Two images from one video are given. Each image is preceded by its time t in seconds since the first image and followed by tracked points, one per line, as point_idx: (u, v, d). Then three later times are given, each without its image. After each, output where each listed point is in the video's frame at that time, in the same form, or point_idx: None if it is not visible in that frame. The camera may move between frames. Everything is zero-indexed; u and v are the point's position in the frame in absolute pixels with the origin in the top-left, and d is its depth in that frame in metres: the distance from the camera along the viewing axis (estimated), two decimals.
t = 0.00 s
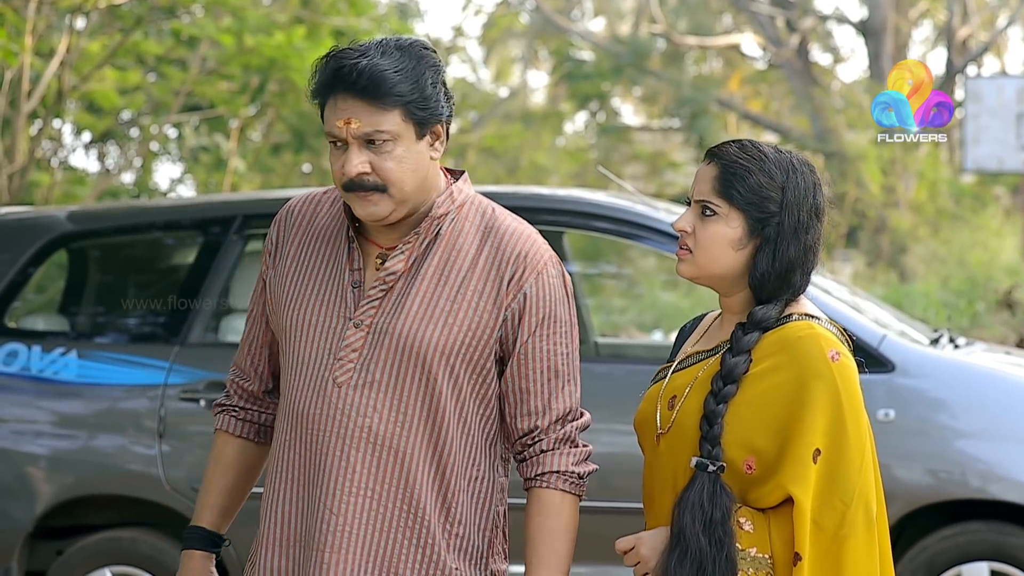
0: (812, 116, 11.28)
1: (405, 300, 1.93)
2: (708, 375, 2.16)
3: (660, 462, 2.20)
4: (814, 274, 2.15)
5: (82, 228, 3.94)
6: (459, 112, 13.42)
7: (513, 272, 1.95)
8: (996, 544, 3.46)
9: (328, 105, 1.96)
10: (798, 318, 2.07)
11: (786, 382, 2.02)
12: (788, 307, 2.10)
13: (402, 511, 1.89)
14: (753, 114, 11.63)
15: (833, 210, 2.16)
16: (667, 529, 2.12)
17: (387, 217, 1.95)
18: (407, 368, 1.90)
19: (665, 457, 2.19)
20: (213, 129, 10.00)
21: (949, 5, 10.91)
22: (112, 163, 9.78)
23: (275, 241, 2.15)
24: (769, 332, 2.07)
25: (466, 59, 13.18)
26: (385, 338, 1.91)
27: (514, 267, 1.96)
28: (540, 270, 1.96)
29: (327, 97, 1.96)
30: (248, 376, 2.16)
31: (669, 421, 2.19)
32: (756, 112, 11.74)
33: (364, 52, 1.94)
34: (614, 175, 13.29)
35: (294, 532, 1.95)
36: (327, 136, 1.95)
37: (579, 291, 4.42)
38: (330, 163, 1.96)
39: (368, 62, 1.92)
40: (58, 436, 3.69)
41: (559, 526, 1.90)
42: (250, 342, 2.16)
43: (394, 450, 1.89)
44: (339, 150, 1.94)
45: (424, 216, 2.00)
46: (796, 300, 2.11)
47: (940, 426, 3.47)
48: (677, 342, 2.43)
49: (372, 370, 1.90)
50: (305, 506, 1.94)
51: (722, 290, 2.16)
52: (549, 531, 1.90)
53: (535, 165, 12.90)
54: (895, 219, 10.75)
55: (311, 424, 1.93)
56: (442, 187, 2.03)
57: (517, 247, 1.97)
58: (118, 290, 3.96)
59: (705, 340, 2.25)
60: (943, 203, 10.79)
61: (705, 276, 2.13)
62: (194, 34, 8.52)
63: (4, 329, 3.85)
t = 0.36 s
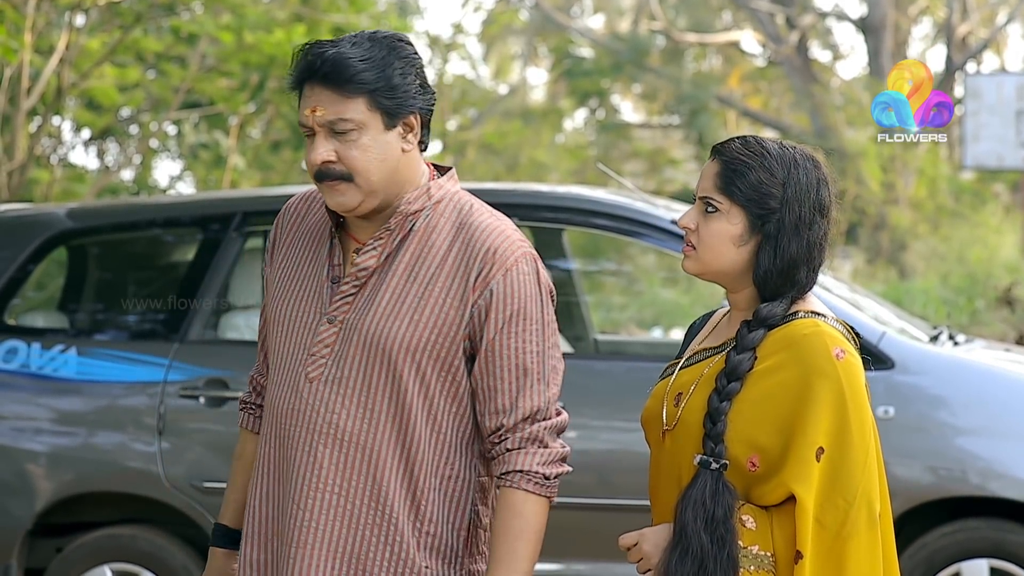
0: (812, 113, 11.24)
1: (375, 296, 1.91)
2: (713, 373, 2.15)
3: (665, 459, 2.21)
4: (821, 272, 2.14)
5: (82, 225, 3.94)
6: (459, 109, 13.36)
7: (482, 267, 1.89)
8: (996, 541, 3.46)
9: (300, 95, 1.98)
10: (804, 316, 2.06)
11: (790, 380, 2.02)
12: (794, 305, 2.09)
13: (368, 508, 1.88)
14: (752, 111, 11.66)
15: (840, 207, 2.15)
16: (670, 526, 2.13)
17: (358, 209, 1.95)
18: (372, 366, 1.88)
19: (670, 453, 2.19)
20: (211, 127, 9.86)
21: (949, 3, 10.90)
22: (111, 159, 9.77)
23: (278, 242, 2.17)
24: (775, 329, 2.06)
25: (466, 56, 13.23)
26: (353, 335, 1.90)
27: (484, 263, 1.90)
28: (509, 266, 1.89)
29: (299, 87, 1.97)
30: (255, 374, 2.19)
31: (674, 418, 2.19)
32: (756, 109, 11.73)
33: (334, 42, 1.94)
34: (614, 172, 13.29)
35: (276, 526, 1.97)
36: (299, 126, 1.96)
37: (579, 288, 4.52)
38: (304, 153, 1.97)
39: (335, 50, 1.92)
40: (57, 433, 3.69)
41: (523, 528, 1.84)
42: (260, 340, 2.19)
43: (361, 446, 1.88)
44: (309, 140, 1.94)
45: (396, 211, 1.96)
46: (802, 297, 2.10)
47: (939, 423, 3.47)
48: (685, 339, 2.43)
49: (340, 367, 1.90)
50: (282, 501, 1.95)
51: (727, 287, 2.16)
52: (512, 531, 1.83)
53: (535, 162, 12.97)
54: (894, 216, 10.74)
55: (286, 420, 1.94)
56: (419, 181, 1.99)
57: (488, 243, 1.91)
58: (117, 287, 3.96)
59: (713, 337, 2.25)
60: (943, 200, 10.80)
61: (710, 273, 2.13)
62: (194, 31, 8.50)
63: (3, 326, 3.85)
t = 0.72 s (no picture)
0: (811, 110, 11.20)
1: (308, 293, 1.81)
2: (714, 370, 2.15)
3: (667, 458, 2.20)
4: (822, 268, 2.13)
5: (80, 223, 3.93)
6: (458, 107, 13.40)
7: (412, 259, 1.80)
8: (995, 539, 3.47)
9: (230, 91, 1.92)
10: (805, 313, 2.06)
11: (789, 378, 2.01)
12: (795, 302, 2.08)
13: (304, 514, 1.77)
14: (751, 109, 11.68)
15: (841, 203, 2.14)
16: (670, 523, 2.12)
17: (283, 205, 1.86)
18: (305, 365, 1.78)
19: (672, 452, 2.19)
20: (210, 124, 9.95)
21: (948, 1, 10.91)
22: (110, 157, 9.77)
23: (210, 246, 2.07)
24: (775, 326, 2.05)
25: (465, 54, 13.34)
26: (286, 334, 1.80)
27: (415, 256, 1.80)
28: (442, 256, 1.80)
29: (229, 82, 1.92)
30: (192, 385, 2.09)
31: (675, 416, 2.18)
32: (754, 107, 11.71)
33: (262, 37, 1.89)
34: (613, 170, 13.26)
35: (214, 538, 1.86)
36: (228, 121, 1.90)
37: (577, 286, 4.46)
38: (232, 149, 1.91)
39: (260, 44, 1.86)
40: (56, 431, 3.70)
41: (467, 521, 1.75)
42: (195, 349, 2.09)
43: (295, 450, 1.78)
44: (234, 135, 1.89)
45: (324, 209, 1.87)
46: (803, 294, 2.09)
47: (938, 421, 3.48)
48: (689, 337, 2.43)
49: (273, 369, 1.80)
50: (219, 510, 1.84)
51: (729, 284, 2.15)
52: (455, 526, 1.75)
53: (533, 160, 13.11)
54: (893, 214, 10.79)
55: (222, 425, 1.84)
56: (348, 177, 1.90)
57: (419, 232, 1.82)
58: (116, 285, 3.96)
59: (716, 335, 2.25)
60: (942, 198, 10.82)
61: (710, 270, 2.12)
62: (192, 29, 8.49)
63: (2, 323, 3.85)
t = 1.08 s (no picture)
0: (795, 101, 11.31)
1: (160, 279, 1.68)
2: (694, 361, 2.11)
3: (648, 449, 2.18)
4: (801, 257, 2.09)
5: (66, 212, 3.90)
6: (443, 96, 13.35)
7: (262, 236, 1.67)
8: (980, 529, 3.50)
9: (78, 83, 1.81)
10: (782, 302, 2.01)
11: (765, 368, 1.96)
12: (773, 292, 2.03)
13: (165, 506, 1.65)
14: (735, 99, 11.80)
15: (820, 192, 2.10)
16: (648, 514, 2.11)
17: (127, 195, 1.74)
18: (158, 355, 1.65)
19: (653, 442, 2.16)
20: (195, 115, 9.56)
21: None
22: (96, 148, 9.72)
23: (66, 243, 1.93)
24: (754, 315, 2.01)
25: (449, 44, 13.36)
26: (139, 323, 1.67)
27: (265, 233, 1.67)
28: (293, 233, 1.67)
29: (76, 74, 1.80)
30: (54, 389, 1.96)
31: (656, 406, 2.16)
32: (739, 97, 11.80)
33: (111, 27, 1.78)
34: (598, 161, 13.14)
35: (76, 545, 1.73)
36: (74, 113, 1.79)
37: (562, 276, 4.49)
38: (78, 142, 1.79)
39: (107, 35, 1.75)
40: (40, 421, 3.69)
41: (332, 497, 1.63)
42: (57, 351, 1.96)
43: (153, 442, 1.65)
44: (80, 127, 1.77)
45: (172, 196, 1.74)
46: (782, 284, 2.05)
47: (923, 411, 3.50)
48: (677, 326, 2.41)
49: (126, 361, 1.67)
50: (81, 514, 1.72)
51: (709, 274, 2.12)
52: (320, 502, 1.62)
53: (518, 150, 13.39)
54: (879, 204, 10.76)
55: (80, 423, 1.72)
56: (197, 165, 1.76)
57: (270, 210, 1.69)
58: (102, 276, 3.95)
59: (699, 325, 2.22)
60: (926, 188, 10.88)
61: (691, 260, 2.09)
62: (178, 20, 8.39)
63: None
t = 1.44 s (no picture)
0: (784, 90, 11.41)
1: (46, 264, 1.71)
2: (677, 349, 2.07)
3: (631, 438, 2.15)
4: (784, 244, 2.05)
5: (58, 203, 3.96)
6: (431, 84, 13.29)
7: (142, 221, 1.69)
8: (967, 516, 3.53)
9: None
10: (762, 289, 1.97)
11: (746, 353, 1.93)
12: (756, 278, 1.99)
13: (45, 489, 1.68)
14: (724, 87, 11.86)
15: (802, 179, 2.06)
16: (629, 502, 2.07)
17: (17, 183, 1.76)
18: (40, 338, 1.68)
19: (635, 431, 2.13)
20: (183, 102, 9.62)
21: None
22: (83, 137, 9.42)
23: None
24: (737, 302, 1.97)
25: (437, 31, 13.34)
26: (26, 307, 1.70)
27: (146, 218, 1.69)
28: (174, 216, 1.69)
29: None
30: None
31: (639, 394, 2.12)
32: (727, 84, 11.88)
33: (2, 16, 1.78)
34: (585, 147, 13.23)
35: None
36: None
37: (550, 264, 4.51)
38: None
39: None
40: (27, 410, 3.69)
41: (207, 480, 1.66)
42: None
43: (36, 425, 1.68)
44: None
45: (57, 181, 1.74)
46: (765, 270, 2.01)
47: (911, 399, 3.52)
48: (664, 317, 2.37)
49: (12, 344, 1.70)
50: None
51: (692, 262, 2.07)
52: (196, 483, 1.65)
53: (506, 138, 13.19)
54: (866, 191, 10.75)
55: None
56: (87, 151, 1.78)
57: (153, 195, 1.71)
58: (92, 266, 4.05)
59: (683, 314, 2.18)
60: (914, 176, 10.89)
61: (674, 248, 2.04)
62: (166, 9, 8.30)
63: None
